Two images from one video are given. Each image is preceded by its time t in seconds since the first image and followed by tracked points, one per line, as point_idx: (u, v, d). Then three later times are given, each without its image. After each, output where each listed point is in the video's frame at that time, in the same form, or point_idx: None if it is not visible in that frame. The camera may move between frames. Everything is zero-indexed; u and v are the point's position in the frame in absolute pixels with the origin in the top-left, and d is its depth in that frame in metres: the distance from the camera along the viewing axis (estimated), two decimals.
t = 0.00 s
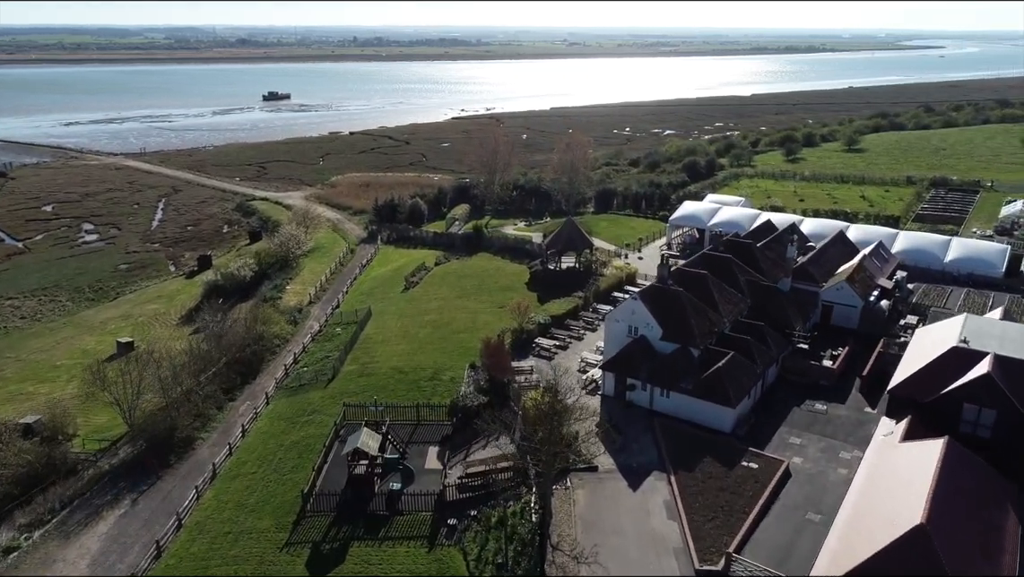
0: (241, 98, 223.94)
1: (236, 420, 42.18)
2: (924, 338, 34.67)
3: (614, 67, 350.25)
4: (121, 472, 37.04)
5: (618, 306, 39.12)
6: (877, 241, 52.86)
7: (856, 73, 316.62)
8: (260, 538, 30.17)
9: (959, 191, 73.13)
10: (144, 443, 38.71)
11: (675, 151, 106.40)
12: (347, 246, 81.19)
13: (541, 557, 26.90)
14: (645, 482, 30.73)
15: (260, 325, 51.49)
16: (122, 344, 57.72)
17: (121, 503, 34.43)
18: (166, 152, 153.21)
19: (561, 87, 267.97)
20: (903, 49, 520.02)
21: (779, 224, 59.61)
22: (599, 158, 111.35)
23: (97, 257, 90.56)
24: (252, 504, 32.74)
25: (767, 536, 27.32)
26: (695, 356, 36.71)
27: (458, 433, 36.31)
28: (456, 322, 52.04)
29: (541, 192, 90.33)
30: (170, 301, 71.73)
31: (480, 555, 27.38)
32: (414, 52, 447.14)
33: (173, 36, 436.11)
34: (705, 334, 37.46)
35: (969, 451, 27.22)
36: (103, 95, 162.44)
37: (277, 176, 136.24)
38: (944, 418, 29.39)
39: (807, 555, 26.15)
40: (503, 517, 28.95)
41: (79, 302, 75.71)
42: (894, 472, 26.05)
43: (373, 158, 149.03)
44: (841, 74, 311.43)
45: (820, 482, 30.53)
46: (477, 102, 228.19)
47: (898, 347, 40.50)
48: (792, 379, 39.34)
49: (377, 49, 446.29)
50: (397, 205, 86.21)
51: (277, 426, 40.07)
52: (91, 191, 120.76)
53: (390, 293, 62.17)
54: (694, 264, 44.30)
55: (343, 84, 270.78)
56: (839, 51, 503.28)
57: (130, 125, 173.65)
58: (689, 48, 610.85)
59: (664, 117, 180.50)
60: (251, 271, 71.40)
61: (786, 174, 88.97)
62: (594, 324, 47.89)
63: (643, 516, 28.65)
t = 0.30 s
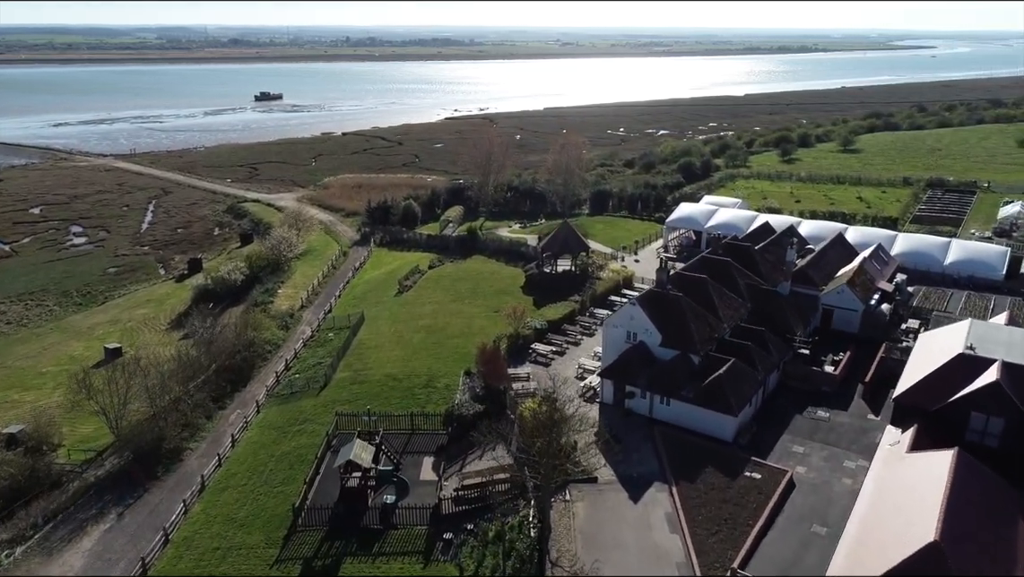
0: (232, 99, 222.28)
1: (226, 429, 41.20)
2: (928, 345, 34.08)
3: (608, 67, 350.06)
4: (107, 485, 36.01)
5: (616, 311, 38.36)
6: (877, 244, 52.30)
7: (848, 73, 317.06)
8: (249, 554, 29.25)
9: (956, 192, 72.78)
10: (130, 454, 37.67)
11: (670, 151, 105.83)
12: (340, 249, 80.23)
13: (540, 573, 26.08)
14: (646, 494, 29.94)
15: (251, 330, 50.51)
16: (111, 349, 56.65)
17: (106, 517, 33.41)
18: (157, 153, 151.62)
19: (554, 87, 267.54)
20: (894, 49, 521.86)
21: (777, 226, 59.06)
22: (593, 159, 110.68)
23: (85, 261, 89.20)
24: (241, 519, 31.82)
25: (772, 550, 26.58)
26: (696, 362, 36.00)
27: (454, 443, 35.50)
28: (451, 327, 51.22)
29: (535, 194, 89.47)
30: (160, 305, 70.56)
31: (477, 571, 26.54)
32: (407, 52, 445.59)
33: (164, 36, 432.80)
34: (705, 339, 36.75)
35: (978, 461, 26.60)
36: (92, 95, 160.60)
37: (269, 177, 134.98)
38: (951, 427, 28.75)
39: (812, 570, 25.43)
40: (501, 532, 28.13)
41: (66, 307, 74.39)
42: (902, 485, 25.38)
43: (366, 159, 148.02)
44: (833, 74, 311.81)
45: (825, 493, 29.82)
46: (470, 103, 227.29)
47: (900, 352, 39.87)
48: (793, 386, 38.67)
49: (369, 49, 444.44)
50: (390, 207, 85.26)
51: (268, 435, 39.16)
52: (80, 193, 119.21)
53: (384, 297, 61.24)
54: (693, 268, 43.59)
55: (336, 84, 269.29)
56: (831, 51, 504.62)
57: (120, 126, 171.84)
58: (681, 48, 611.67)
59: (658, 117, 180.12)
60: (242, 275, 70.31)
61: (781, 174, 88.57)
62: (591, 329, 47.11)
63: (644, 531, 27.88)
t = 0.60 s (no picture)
0: (223, 99, 220.47)
1: (214, 439, 40.17)
2: (930, 351, 33.52)
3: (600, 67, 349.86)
4: (90, 499, 34.94)
5: (613, 317, 37.58)
6: (875, 246, 51.70)
7: (840, 74, 317.54)
8: (237, 571, 28.30)
9: (953, 193, 72.41)
10: (114, 466, 36.58)
11: (664, 152, 105.21)
12: (332, 251, 79.21)
13: None
14: (646, 506, 29.16)
15: (240, 336, 49.50)
16: (97, 355, 55.45)
17: (89, 533, 32.34)
18: (146, 154, 149.93)
19: (547, 87, 266.97)
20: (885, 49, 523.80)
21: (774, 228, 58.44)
22: (587, 159, 109.98)
23: (72, 264, 87.78)
24: (229, 534, 30.87)
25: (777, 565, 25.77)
26: (695, 369, 35.23)
27: (448, 454, 34.61)
28: (445, 332, 50.36)
29: (529, 195, 88.59)
30: (148, 309, 69.36)
31: None
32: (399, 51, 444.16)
33: (156, 36, 429.77)
34: (705, 346, 35.99)
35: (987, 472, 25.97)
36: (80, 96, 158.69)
37: (260, 178, 133.71)
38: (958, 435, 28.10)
39: None
40: (497, 547, 27.28)
41: (52, 311, 73.06)
42: (911, 496, 24.70)
43: (358, 159, 146.90)
44: (825, 74, 312.07)
45: (829, 504, 29.07)
46: (463, 103, 226.31)
47: (902, 357, 39.20)
48: (793, 392, 37.98)
49: (362, 49, 442.73)
50: (383, 209, 84.35)
51: (257, 446, 38.20)
52: (68, 195, 117.62)
53: (376, 301, 60.25)
54: (691, 272, 42.85)
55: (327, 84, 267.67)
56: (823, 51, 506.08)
57: (109, 126, 169.98)
58: (673, 47, 612.12)
59: (651, 117, 179.67)
60: (232, 279, 69.20)
61: (777, 175, 88.10)
62: (587, 334, 46.33)
63: (645, 545, 27.03)
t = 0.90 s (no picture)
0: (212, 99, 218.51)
1: (200, 450, 39.08)
2: (933, 358, 32.97)
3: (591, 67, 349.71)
4: (72, 514, 33.81)
5: (609, 323, 36.80)
6: (872, 248, 51.17)
7: (830, 74, 318.41)
8: None
9: (947, 194, 72.10)
10: (96, 478, 35.45)
11: (658, 152, 104.60)
12: (322, 254, 78.15)
13: None
14: (645, 519, 28.37)
15: (227, 342, 48.40)
16: (81, 362, 54.11)
17: (69, 550, 31.24)
18: (134, 155, 148.14)
19: (539, 87, 266.41)
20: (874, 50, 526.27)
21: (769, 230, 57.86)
22: (580, 160, 109.27)
23: (57, 268, 86.25)
24: (215, 551, 29.86)
25: None
26: (694, 376, 34.48)
27: (442, 464, 33.67)
28: (438, 337, 49.43)
29: (522, 196, 87.70)
30: (134, 314, 68.08)
31: None
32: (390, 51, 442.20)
33: (144, 36, 424.85)
34: (703, 352, 35.22)
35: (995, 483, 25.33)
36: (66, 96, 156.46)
37: (249, 180, 132.30)
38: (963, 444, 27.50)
39: None
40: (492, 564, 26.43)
41: (36, 317, 71.61)
42: (918, 509, 24.00)
43: (348, 160, 145.70)
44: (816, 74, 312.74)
45: (832, 516, 28.37)
46: (454, 103, 225.32)
47: (902, 362, 38.61)
48: (793, 399, 37.30)
49: (352, 49, 440.73)
50: (374, 210, 83.31)
51: (245, 457, 37.16)
52: (53, 197, 115.85)
53: (367, 305, 59.20)
54: (687, 276, 42.09)
55: (318, 84, 265.93)
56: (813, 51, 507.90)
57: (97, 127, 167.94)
58: (664, 46, 611.75)
59: (643, 118, 179.26)
60: (220, 283, 68.00)
61: (770, 176, 87.66)
62: (582, 339, 45.52)
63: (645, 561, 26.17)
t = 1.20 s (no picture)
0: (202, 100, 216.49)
1: (186, 461, 38.04)
2: (935, 364, 32.38)
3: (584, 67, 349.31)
4: (53, 529, 32.73)
5: (606, 329, 35.99)
6: (870, 250, 50.59)
7: (822, 74, 318.89)
8: None
9: (942, 195, 71.72)
10: (79, 492, 34.38)
11: (652, 153, 104.01)
12: (313, 257, 77.07)
13: None
14: (645, 534, 27.59)
15: (215, 349, 47.37)
16: (66, 369, 52.85)
17: (50, 567, 30.17)
18: (122, 156, 146.28)
19: (532, 87, 266.00)
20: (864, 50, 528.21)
21: (766, 232, 57.23)
22: (574, 160, 108.50)
23: (43, 272, 84.77)
24: (201, 568, 28.92)
25: None
26: (693, 384, 33.73)
27: (435, 476, 32.78)
28: (431, 343, 48.51)
29: (515, 198, 86.79)
30: (121, 319, 66.80)
31: None
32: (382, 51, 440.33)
33: (133, 36, 420.91)
34: (702, 359, 34.46)
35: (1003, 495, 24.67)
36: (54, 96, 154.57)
37: (239, 181, 130.89)
38: (970, 454, 26.88)
39: None
40: None
41: (20, 322, 70.21)
42: (927, 522, 23.29)
43: (340, 161, 144.49)
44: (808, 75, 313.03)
45: (836, 528, 27.66)
46: (446, 103, 224.24)
47: (903, 367, 38.00)
48: (793, 405, 36.64)
49: (343, 49, 438.81)
50: (365, 212, 82.33)
51: (233, 468, 36.14)
52: (39, 200, 114.09)
53: (358, 310, 58.19)
54: (685, 280, 41.37)
55: (309, 85, 264.30)
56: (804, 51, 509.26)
57: (85, 128, 165.97)
58: (656, 46, 612.53)
59: (636, 118, 178.72)
60: (208, 287, 66.82)
61: (765, 176, 87.17)
62: (578, 345, 44.71)
63: None
